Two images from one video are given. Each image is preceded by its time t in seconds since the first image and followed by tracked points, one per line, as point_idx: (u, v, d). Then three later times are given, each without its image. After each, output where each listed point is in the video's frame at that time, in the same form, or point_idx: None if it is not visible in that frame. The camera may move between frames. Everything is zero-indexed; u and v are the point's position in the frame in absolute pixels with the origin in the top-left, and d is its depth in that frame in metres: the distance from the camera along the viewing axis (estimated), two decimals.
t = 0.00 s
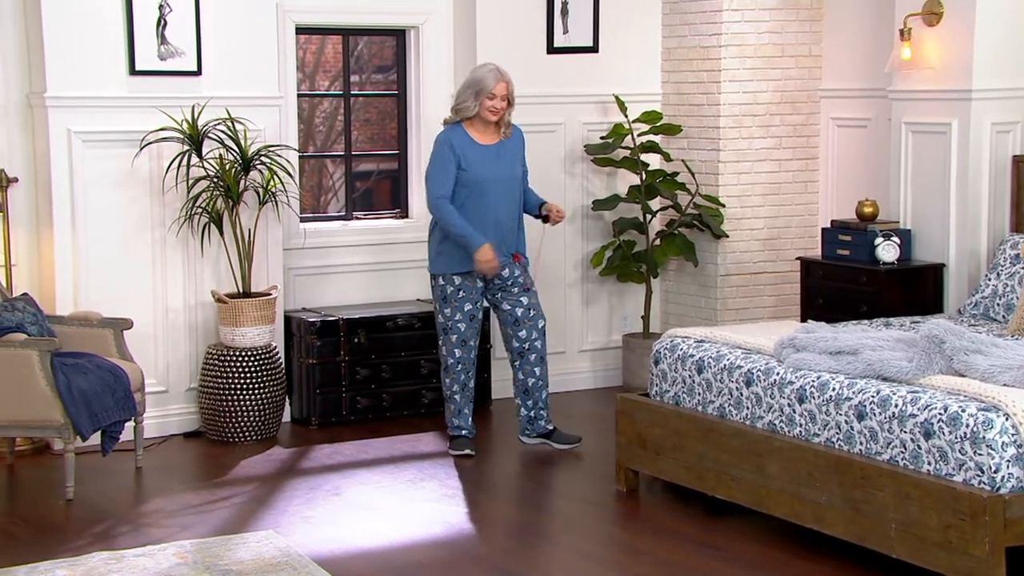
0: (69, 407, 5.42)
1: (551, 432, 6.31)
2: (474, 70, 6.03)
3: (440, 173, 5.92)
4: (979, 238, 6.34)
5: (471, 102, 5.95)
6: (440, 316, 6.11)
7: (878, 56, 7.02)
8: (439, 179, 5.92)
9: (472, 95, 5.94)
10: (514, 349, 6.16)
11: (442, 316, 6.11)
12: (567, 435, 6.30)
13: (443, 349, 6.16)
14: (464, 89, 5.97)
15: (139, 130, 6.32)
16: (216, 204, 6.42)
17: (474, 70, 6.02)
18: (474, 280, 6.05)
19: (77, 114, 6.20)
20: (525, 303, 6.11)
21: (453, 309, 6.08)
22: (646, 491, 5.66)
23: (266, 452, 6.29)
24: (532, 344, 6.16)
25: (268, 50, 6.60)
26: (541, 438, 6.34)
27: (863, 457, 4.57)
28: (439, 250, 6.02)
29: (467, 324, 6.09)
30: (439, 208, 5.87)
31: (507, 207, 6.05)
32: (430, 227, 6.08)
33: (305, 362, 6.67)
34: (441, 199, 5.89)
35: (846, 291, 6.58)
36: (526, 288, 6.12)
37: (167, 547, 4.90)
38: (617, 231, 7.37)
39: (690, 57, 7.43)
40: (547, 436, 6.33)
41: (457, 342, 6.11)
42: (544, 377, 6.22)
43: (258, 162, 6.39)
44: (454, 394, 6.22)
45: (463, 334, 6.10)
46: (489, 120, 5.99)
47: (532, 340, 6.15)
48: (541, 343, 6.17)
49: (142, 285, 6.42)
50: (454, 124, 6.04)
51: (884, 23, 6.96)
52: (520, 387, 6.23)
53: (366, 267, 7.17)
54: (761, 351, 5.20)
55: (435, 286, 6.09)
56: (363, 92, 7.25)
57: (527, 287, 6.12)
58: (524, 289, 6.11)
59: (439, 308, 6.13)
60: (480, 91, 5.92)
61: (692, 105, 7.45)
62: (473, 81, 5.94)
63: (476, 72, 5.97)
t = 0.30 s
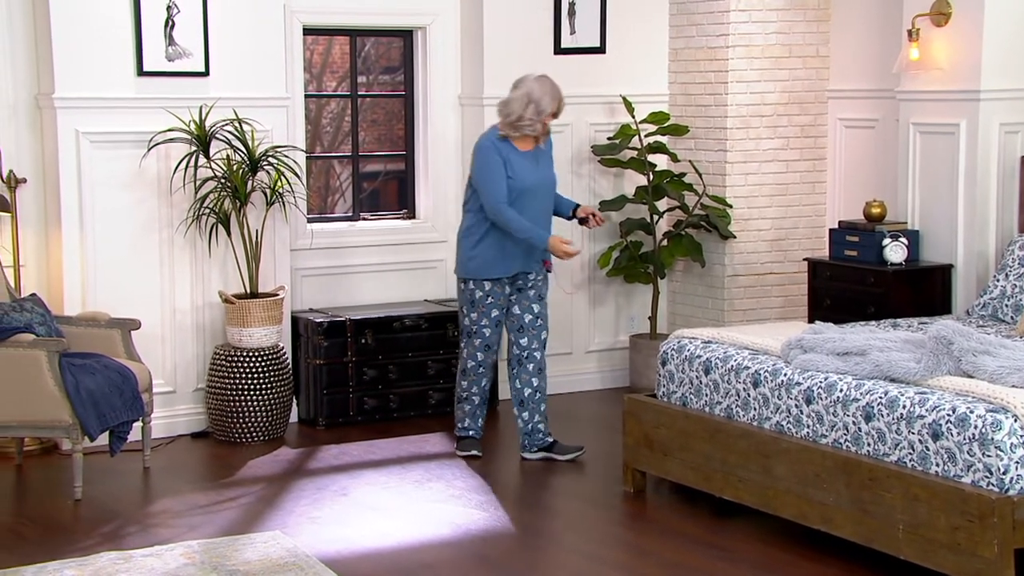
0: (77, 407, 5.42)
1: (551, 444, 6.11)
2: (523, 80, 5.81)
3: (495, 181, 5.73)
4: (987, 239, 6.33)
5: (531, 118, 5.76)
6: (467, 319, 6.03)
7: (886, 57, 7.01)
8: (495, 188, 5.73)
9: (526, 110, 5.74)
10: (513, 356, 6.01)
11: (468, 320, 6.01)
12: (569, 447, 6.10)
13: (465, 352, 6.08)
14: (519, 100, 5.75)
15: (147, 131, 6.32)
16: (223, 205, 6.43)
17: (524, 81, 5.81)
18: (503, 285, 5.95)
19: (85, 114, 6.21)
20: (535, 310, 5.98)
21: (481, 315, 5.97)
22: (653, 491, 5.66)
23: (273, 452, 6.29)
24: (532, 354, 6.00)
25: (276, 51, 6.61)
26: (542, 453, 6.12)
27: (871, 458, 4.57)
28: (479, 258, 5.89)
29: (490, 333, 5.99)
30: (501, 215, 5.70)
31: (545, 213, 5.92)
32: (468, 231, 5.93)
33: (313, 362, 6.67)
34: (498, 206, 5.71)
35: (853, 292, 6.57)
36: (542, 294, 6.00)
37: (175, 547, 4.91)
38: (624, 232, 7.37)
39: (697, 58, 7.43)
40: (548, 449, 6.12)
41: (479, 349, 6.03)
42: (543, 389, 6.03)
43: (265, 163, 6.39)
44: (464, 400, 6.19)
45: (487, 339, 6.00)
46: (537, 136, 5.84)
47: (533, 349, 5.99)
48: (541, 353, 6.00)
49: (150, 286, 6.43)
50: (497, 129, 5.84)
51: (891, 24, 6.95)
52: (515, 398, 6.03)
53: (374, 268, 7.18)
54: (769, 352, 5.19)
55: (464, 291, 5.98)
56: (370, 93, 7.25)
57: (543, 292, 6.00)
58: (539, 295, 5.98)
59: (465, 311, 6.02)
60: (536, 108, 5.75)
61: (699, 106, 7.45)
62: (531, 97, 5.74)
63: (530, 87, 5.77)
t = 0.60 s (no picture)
0: (79, 408, 5.42)
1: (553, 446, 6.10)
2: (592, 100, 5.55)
3: (549, 196, 5.54)
4: (989, 240, 6.33)
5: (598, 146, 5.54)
6: (523, 314, 5.74)
7: (888, 58, 7.00)
8: (547, 204, 5.54)
9: (589, 135, 5.51)
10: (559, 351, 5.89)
11: (527, 313, 5.73)
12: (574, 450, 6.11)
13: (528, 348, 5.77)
14: (584, 124, 5.51)
15: (149, 132, 6.33)
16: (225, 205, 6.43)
17: (588, 102, 5.55)
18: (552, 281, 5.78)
19: (87, 115, 6.21)
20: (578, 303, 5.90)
21: (540, 305, 5.73)
22: (655, 492, 5.66)
23: (275, 453, 6.29)
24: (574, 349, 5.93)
25: (278, 52, 6.61)
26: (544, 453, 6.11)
27: (873, 459, 4.56)
28: (521, 267, 5.71)
29: (553, 323, 5.75)
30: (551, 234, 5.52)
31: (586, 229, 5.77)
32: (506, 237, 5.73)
33: (315, 363, 6.67)
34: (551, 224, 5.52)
35: (855, 293, 6.57)
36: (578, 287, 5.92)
37: (177, 548, 4.91)
38: (625, 232, 7.36)
39: (699, 58, 7.42)
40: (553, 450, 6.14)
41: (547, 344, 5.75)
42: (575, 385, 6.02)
43: (267, 164, 6.40)
44: (525, 399, 5.88)
45: (555, 328, 5.76)
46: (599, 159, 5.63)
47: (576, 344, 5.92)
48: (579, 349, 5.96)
49: (153, 287, 6.43)
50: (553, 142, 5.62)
51: (894, 24, 6.94)
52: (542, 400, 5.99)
53: (376, 269, 7.18)
54: (771, 352, 5.19)
55: (515, 290, 5.73)
56: (372, 94, 7.25)
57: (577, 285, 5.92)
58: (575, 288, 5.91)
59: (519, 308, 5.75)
60: (601, 134, 5.51)
61: (701, 107, 7.45)
62: (596, 122, 5.50)
63: (597, 110, 5.52)
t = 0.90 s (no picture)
0: (79, 408, 5.42)
1: (590, 456, 5.95)
2: (652, 138, 5.38)
3: (607, 235, 5.45)
4: (990, 240, 6.32)
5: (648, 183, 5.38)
6: (558, 321, 5.68)
7: (889, 58, 7.00)
8: (602, 245, 5.44)
9: (643, 175, 5.36)
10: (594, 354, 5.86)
11: (563, 321, 5.67)
12: (610, 461, 5.92)
13: (568, 357, 5.71)
14: (636, 160, 5.36)
15: (149, 132, 6.33)
16: (226, 206, 6.43)
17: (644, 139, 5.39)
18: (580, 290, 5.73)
19: (87, 115, 6.21)
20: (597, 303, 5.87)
21: (575, 311, 5.68)
22: (655, 493, 5.66)
23: (275, 453, 6.29)
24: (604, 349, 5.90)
25: (278, 52, 6.61)
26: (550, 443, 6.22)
27: (873, 459, 4.56)
28: (557, 285, 5.65)
29: (588, 329, 5.72)
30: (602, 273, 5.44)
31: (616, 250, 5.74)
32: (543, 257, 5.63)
33: (315, 363, 6.67)
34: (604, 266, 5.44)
35: (855, 293, 6.57)
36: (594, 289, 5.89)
37: (177, 548, 4.91)
38: (625, 233, 7.37)
39: (700, 58, 7.42)
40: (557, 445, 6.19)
41: (586, 351, 5.71)
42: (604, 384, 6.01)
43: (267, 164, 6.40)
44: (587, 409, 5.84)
45: (589, 334, 5.72)
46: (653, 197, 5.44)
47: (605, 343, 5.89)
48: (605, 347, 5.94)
49: (154, 287, 6.44)
50: (607, 172, 5.48)
51: (894, 24, 6.94)
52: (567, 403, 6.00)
53: (378, 269, 7.18)
54: (771, 352, 5.19)
55: (549, 300, 5.66)
56: (372, 94, 7.25)
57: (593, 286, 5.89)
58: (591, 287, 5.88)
59: (557, 315, 5.67)
60: (656, 177, 5.36)
61: (701, 107, 7.46)
62: (650, 161, 5.34)
63: (655, 150, 5.35)
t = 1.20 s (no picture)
0: (79, 408, 5.42)
1: (591, 456, 5.94)
2: (689, 198, 5.32)
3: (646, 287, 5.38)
4: (990, 240, 6.32)
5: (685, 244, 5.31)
6: (580, 325, 5.66)
7: (889, 59, 7.00)
8: (640, 295, 5.37)
9: (681, 237, 5.31)
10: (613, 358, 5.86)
11: (586, 324, 5.65)
12: (611, 461, 5.89)
13: (592, 360, 5.70)
14: (671, 219, 5.30)
15: (149, 132, 6.33)
16: (226, 206, 6.43)
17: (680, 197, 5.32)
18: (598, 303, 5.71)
19: (87, 115, 6.21)
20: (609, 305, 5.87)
21: (595, 314, 5.67)
22: (655, 493, 5.66)
23: (275, 453, 6.29)
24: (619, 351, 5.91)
25: (278, 52, 6.61)
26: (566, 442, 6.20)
27: (873, 459, 4.56)
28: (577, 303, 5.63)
29: (608, 331, 5.72)
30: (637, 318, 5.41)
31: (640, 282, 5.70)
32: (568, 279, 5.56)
33: (316, 363, 6.66)
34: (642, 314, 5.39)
35: (855, 293, 6.57)
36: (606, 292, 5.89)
37: (177, 548, 4.91)
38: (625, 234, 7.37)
39: (700, 58, 7.42)
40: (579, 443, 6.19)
41: (610, 352, 5.71)
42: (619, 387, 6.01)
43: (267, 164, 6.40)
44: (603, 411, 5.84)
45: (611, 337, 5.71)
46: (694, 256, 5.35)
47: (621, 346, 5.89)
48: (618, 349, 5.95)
49: (154, 288, 6.44)
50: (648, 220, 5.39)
51: (894, 24, 6.94)
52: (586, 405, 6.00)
53: (378, 269, 7.18)
54: (771, 352, 5.19)
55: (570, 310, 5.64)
56: (372, 94, 7.25)
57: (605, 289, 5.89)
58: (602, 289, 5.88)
59: (578, 320, 5.64)
60: (693, 238, 5.30)
61: (701, 107, 7.46)
62: (685, 221, 5.28)
63: (693, 210, 5.30)
